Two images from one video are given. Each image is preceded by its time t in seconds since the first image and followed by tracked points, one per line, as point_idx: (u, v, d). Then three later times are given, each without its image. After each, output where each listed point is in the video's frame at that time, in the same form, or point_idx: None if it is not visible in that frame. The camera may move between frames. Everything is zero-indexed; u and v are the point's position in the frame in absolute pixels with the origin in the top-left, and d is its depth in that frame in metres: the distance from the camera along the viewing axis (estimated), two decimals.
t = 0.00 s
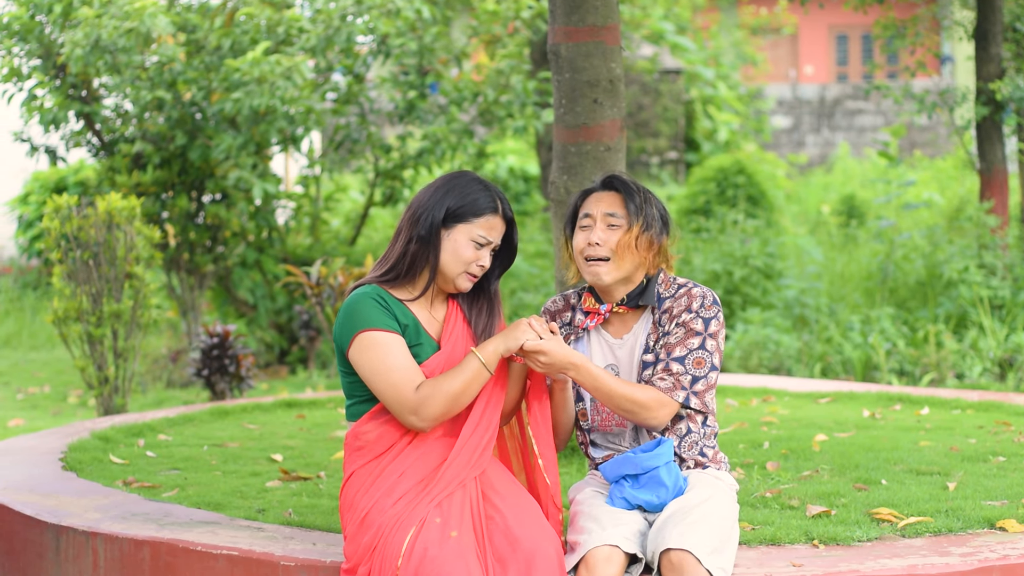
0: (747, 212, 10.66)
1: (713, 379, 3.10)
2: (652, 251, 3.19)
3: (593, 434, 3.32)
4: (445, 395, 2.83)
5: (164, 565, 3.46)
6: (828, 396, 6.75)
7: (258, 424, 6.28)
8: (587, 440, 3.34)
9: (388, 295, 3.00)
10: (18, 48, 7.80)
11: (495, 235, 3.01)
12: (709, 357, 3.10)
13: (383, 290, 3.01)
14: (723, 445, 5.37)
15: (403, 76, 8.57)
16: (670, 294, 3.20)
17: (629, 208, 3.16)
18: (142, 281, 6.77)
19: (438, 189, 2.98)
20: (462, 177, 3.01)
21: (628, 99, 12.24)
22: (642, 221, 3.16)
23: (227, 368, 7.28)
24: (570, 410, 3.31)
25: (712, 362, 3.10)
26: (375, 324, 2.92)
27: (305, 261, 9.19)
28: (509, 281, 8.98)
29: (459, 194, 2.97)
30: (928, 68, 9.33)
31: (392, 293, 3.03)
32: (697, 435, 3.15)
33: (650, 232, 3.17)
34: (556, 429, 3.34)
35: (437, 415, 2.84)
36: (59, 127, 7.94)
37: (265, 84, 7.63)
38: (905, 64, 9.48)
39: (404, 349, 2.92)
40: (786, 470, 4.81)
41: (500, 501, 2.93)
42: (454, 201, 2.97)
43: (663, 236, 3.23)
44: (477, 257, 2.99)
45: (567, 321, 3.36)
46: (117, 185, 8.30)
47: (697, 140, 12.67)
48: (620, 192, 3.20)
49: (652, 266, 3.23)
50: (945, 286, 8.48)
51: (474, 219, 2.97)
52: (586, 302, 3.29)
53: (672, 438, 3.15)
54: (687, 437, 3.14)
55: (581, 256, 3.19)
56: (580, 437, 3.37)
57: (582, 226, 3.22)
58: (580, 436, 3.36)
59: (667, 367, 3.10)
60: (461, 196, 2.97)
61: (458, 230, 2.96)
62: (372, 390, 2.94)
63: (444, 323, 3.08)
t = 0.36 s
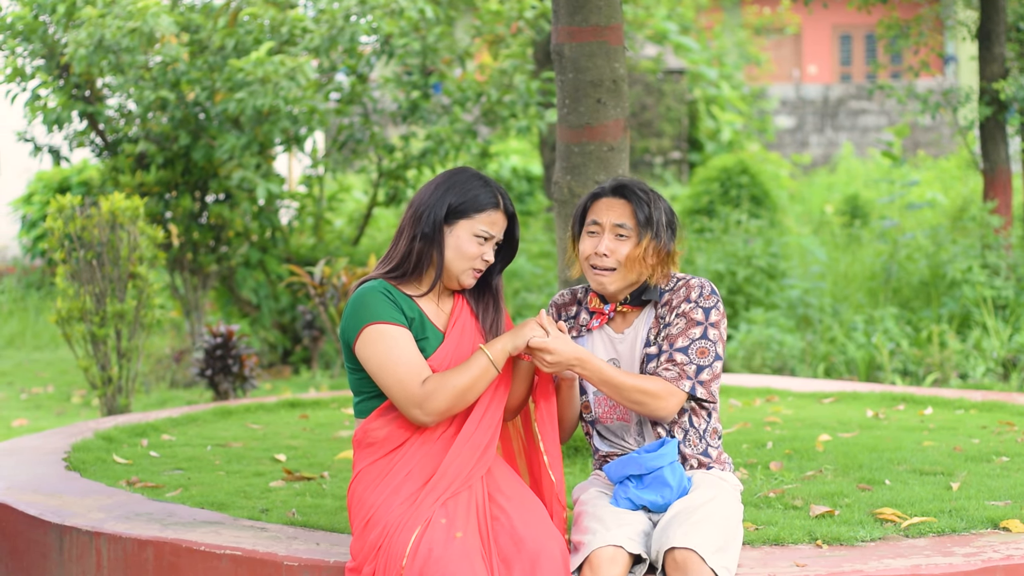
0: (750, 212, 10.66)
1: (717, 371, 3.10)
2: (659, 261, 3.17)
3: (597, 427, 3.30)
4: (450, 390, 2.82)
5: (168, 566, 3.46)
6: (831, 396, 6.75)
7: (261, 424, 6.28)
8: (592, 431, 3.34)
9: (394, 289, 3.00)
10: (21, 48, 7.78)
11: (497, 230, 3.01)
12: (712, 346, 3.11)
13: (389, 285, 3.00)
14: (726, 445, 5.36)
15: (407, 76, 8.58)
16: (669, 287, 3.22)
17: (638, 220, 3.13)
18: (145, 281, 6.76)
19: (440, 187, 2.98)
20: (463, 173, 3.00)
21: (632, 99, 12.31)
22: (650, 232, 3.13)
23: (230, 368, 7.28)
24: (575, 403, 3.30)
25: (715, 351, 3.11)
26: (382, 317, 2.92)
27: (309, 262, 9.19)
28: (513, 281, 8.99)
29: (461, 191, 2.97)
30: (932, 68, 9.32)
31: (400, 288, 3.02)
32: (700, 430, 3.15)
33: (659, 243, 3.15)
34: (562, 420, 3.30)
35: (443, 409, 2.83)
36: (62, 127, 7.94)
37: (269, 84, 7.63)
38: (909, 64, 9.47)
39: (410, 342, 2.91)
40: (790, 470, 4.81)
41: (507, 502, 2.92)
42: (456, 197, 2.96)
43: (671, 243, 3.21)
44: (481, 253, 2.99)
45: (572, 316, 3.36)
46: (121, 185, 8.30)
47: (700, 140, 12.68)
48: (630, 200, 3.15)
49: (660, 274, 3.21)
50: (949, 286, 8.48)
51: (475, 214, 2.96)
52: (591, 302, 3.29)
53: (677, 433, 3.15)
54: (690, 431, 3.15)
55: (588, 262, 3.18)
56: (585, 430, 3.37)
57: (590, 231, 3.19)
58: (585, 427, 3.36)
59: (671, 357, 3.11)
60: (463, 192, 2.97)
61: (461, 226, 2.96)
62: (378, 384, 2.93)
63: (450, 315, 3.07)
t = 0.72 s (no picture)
0: (754, 212, 10.66)
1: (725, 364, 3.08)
2: (664, 258, 3.17)
3: (603, 422, 3.29)
4: (456, 390, 2.83)
5: (172, 565, 3.46)
6: (835, 396, 6.74)
7: (265, 424, 6.28)
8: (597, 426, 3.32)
9: (397, 289, 2.99)
10: (24, 47, 7.78)
11: (498, 224, 3.02)
12: (719, 339, 3.08)
13: (390, 283, 2.99)
14: (730, 445, 5.36)
15: (411, 77, 8.60)
16: (675, 281, 3.21)
17: (641, 220, 3.11)
18: (149, 281, 6.76)
19: (440, 183, 2.98)
20: (462, 170, 3.01)
21: (635, 99, 12.31)
22: (654, 232, 3.12)
23: (234, 368, 7.29)
24: (581, 400, 3.32)
25: (723, 344, 3.09)
26: (385, 317, 2.91)
27: (313, 261, 9.19)
28: (516, 281, 8.99)
29: (461, 187, 2.97)
30: (935, 68, 9.32)
31: (402, 287, 3.02)
32: (706, 425, 3.14)
33: (663, 240, 3.14)
34: (569, 420, 3.34)
35: (448, 409, 2.83)
36: (66, 127, 7.95)
37: (273, 84, 7.64)
38: (913, 64, 9.47)
39: (414, 342, 2.90)
40: (794, 470, 4.81)
41: (511, 502, 2.92)
42: (457, 193, 2.97)
43: (676, 238, 3.19)
44: (483, 248, 3.00)
45: (578, 313, 3.36)
46: (124, 185, 8.31)
47: (704, 140, 12.70)
48: (632, 200, 3.13)
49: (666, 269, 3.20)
50: (952, 287, 8.48)
51: (477, 209, 2.97)
52: (598, 298, 3.29)
53: (683, 428, 3.14)
54: (696, 426, 3.14)
55: (592, 263, 3.18)
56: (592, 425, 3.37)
57: (593, 232, 3.18)
58: (591, 422, 3.35)
59: (679, 352, 3.09)
60: (463, 188, 2.97)
61: (462, 221, 2.97)
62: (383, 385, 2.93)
63: (452, 315, 3.06)
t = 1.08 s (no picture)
0: (755, 212, 10.66)
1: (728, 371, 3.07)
2: (668, 252, 3.18)
3: (607, 425, 3.29)
4: (454, 398, 2.81)
5: (174, 565, 3.46)
6: (837, 396, 6.74)
7: (267, 424, 6.28)
8: (602, 430, 3.33)
9: (402, 295, 2.98)
10: (26, 48, 7.78)
11: (500, 221, 3.03)
12: (723, 347, 3.08)
13: (396, 290, 2.98)
14: (731, 445, 5.36)
15: (413, 77, 8.63)
16: (681, 285, 3.18)
17: (646, 209, 3.13)
18: (151, 281, 6.76)
19: (436, 189, 2.97)
20: (454, 174, 3.01)
21: (637, 99, 12.30)
22: (659, 223, 3.13)
23: (236, 368, 7.29)
24: (586, 405, 3.31)
25: (726, 352, 3.08)
26: (389, 322, 2.90)
27: (314, 261, 9.19)
28: (518, 281, 9.00)
29: (459, 190, 2.98)
30: (937, 68, 9.32)
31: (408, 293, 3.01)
32: (708, 430, 3.14)
33: (667, 233, 3.15)
34: (573, 425, 3.34)
35: (444, 416, 2.82)
36: (67, 127, 7.95)
37: (275, 84, 7.65)
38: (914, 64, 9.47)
39: (416, 347, 2.89)
40: (795, 470, 4.80)
41: (513, 502, 2.92)
42: (456, 196, 2.97)
43: (681, 234, 3.21)
44: (490, 247, 3.01)
45: (583, 314, 3.36)
46: (126, 185, 8.32)
47: (705, 140, 12.77)
48: (638, 192, 3.16)
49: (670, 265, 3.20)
50: (955, 287, 8.48)
51: (479, 209, 2.98)
52: (602, 298, 3.28)
53: (684, 433, 3.14)
54: (697, 431, 3.14)
55: (597, 255, 3.18)
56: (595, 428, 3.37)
57: (599, 224, 3.20)
58: (597, 426, 3.35)
59: (681, 360, 3.08)
60: (461, 191, 2.98)
61: (466, 222, 2.97)
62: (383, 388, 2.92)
63: (455, 319, 3.06)
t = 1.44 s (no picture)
0: (755, 212, 10.66)
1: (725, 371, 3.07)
2: (664, 247, 3.16)
3: (609, 425, 3.28)
4: (446, 381, 2.80)
5: (174, 565, 3.46)
6: (837, 396, 6.74)
7: (267, 424, 6.28)
8: (605, 430, 3.31)
9: (397, 280, 2.98)
10: (26, 48, 7.78)
11: (494, 219, 3.03)
12: (720, 348, 3.07)
13: (391, 277, 2.99)
14: (731, 445, 5.36)
15: (413, 77, 8.64)
16: (685, 286, 3.18)
17: (636, 208, 3.12)
18: (151, 281, 6.76)
19: (431, 184, 2.97)
20: (450, 169, 3.00)
21: (636, 99, 12.30)
22: (650, 220, 3.12)
23: (236, 368, 7.29)
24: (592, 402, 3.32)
25: (723, 353, 3.07)
26: (385, 306, 2.90)
27: (314, 261, 9.18)
28: (518, 281, 8.99)
29: (454, 186, 2.97)
30: (938, 68, 9.32)
31: (404, 282, 3.01)
32: (707, 431, 3.13)
33: (659, 228, 3.13)
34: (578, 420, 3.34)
35: (437, 399, 2.81)
36: (67, 127, 7.95)
37: (275, 84, 7.65)
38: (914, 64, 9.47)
39: (412, 330, 2.90)
40: (795, 470, 4.80)
41: (515, 502, 2.92)
42: (451, 193, 2.96)
43: (677, 228, 3.19)
44: (481, 245, 3.00)
45: (587, 313, 3.35)
46: (126, 185, 8.31)
47: (705, 139, 12.77)
48: (624, 193, 3.16)
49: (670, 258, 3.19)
50: (955, 286, 8.48)
51: (473, 207, 2.98)
52: (606, 298, 3.29)
53: (682, 434, 3.14)
54: (696, 432, 3.13)
55: (595, 259, 3.18)
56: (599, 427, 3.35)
57: (594, 229, 3.21)
58: (600, 425, 3.34)
59: (677, 357, 3.07)
60: (457, 187, 2.97)
61: (460, 220, 2.97)
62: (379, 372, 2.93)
63: (449, 306, 3.06)
